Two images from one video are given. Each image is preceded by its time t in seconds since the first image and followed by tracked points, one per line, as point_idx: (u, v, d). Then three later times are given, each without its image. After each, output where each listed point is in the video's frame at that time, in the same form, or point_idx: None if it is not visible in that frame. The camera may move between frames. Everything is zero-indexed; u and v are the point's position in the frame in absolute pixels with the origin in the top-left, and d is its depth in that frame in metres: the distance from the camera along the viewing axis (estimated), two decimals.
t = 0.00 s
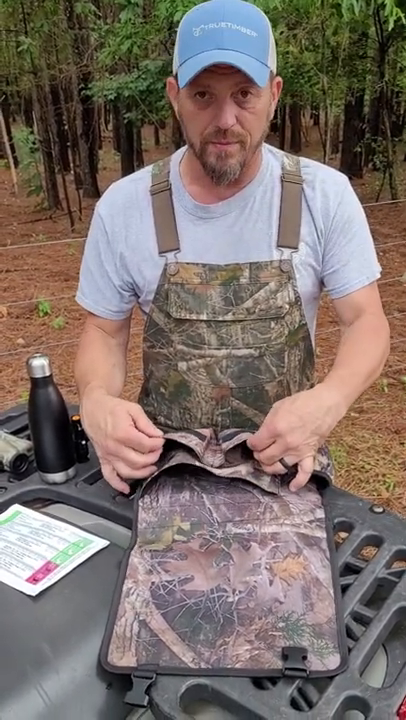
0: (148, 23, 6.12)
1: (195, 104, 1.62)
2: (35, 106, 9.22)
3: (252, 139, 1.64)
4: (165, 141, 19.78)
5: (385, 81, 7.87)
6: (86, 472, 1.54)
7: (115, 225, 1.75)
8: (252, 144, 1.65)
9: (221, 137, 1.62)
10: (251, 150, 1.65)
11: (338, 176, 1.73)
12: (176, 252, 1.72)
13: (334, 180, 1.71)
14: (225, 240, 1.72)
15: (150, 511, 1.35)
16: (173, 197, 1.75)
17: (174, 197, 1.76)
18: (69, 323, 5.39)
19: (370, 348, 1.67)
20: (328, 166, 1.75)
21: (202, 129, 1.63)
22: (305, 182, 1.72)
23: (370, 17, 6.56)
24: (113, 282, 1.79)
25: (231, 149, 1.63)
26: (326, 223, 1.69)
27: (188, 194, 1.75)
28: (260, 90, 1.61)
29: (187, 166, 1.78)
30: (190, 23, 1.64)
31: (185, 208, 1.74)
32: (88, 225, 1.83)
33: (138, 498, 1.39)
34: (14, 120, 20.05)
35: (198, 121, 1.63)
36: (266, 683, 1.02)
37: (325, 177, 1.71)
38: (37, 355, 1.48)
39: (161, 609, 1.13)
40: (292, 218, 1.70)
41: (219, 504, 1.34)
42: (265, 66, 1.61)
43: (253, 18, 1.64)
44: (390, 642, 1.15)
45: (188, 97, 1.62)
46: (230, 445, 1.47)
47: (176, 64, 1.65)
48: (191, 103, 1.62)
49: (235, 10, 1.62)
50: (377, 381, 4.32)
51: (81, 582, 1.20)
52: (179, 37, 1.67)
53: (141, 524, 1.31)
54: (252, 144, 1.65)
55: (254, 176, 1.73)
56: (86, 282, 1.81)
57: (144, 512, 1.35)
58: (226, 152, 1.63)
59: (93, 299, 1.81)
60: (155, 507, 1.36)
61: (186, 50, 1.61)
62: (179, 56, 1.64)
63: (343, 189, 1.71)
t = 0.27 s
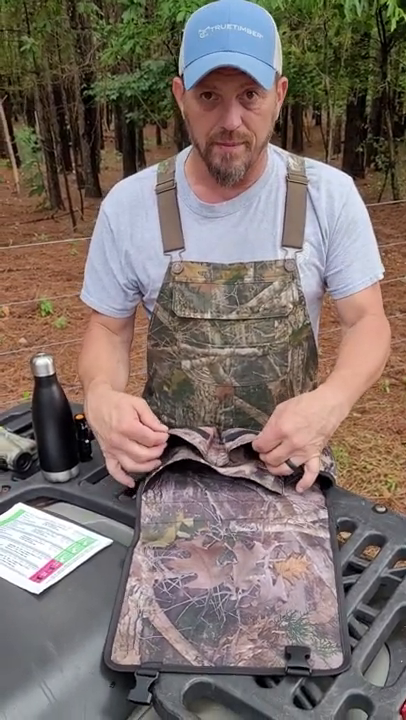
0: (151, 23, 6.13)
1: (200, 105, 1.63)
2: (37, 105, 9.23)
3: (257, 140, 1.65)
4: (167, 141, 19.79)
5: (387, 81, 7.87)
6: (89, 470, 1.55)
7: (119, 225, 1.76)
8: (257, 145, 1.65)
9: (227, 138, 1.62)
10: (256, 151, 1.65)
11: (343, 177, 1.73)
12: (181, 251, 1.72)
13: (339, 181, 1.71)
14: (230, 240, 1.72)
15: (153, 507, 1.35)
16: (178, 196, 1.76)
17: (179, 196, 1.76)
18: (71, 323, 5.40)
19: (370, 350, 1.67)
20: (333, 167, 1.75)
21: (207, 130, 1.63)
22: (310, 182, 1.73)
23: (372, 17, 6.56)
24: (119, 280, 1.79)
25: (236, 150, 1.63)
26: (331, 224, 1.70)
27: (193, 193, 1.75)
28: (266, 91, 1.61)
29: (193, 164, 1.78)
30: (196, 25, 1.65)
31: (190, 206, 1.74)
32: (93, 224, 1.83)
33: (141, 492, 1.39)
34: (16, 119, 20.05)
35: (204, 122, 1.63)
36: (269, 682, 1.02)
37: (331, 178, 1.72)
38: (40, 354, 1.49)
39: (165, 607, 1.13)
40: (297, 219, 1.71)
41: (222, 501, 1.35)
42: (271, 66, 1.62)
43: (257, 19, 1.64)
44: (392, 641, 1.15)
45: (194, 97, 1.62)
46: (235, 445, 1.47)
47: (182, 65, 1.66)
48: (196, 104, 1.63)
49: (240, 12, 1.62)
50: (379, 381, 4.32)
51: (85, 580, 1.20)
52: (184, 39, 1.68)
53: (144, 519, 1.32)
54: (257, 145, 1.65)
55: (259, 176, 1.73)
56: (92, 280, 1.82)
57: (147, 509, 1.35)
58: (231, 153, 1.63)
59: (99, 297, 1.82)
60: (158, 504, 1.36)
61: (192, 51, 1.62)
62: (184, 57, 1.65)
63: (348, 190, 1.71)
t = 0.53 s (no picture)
0: (151, 22, 6.12)
1: (202, 104, 1.63)
2: (37, 105, 9.22)
3: (259, 140, 1.65)
4: (167, 140, 19.79)
5: (388, 81, 7.86)
6: (90, 469, 1.55)
7: (120, 224, 1.76)
8: (259, 144, 1.65)
9: (228, 137, 1.62)
10: (258, 151, 1.65)
11: (344, 176, 1.73)
12: (182, 251, 1.72)
13: (339, 180, 1.71)
14: (231, 239, 1.73)
15: (154, 508, 1.35)
16: (179, 195, 1.76)
17: (180, 195, 1.76)
18: (72, 323, 5.39)
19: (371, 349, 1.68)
20: (334, 167, 1.75)
21: (208, 129, 1.63)
22: (310, 181, 1.73)
23: (373, 16, 6.55)
24: (119, 280, 1.79)
25: (238, 149, 1.63)
26: (331, 223, 1.70)
27: (194, 192, 1.75)
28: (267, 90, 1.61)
29: (193, 163, 1.78)
30: (197, 24, 1.65)
31: (191, 205, 1.75)
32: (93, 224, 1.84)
33: (142, 495, 1.39)
34: (16, 119, 20.06)
35: (205, 121, 1.63)
36: (271, 679, 1.02)
37: (331, 177, 1.72)
38: (42, 353, 1.50)
39: (166, 605, 1.14)
40: (298, 218, 1.70)
41: (223, 501, 1.35)
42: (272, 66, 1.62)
43: (259, 18, 1.64)
44: (393, 639, 1.15)
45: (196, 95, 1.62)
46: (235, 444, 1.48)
47: (183, 64, 1.66)
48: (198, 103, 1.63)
49: (241, 12, 1.62)
50: (380, 380, 4.32)
51: (86, 578, 1.21)
52: (186, 39, 1.68)
53: (145, 521, 1.32)
54: (259, 144, 1.65)
55: (260, 176, 1.73)
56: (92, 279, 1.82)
57: (149, 509, 1.35)
58: (233, 152, 1.64)
59: (99, 296, 1.82)
60: (159, 505, 1.36)
61: (194, 50, 1.62)
62: (186, 55, 1.65)
63: (349, 189, 1.71)
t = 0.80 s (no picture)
0: (153, 23, 6.13)
1: (193, 127, 1.61)
2: (38, 106, 9.23)
3: (253, 154, 1.63)
4: (168, 141, 19.81)
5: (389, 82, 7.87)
6: (91, 469, 1.55)
7: (120, 225, 1.76)
8: (254, 157, 1.64)
9: (221, 157, 1.61)
10: (253, 163, 1.65)
11: (342, 176, 1.73)
12: (181, 252, 1.73)
13: (338, 181, 1.71)
14: (230, 242, 1.73)
15: (155, 514, 1.35)
16: (178, 197, 1.76)
17: (179, 197, 1.76)
18: (72, 323, 5.40)
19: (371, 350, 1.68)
20: (332, 167, 1.75)
21: (200, 149, 1.62)
22: (309, 182, 1.73)
23: (374, 18, 6.56)
24: (119, 281, 1.79)
25: (231, 165, 1.63)
26: (330, 223, 1.70)
27: (193, 194, 1.75)
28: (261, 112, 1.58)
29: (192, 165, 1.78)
30: (186, 39, 1.59)
31: (189, 207, 1.75)
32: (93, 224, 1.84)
33: (144, 504, 1.39)
34: (18, 119, 20.08)
35: (198, 142, 1.62)
36: (271, 679, 1.02)
37: (330, 178, 1.71)
38: (43, 354, 1.50)
39: (166, 605, 1.14)
40: (297, 219, 1.71)
41: (223, 504, 1.35)
42: (264, 88, 1.58)
43: (251, 29, 1.56)
44: (393, 638, 1.16)
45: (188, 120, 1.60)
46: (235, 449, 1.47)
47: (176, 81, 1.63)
48: (190, 126, 1.61)
49: (237, 31, 1.54)
50: (380, 381, 4.32)
51: (86, 578, 1.21)
52: (179, 48, 1.62)
53: (146, 526, 1.32)
54: (254, 157, 1.64)
55: (259, 176, 1.72)
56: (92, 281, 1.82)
57: (149, 515, 1.35)
58: (227, 168, 1.63)
59: (99, 299, 1.83)
60: (160, 510, 1.36)
61: (185, 73, 1.59)
62: (178, 75, 1.62)
63: (347, 189, 1.71)
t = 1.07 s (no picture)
0: (153, 24, 6.14)
1: (189, 133, 1.62)
2: (39, 107, 9.24)
3: (249, 159, 1.64)
4: (168, 141, 19.82)
5: (389, 83, 7.87)
6: (91, 470, 1.55)
7: (121, 225, 1.76)
8: (249, 163, 1.65)
9: (218, 163, 1.62)
10: (248, 168, 1.65)
11: (338, 176, 1.73)
12: (181, 254, 1.73)
13: (334, 182, 1.71)
14: (229, 243, 1.73)
15: (155, 517, 1.35)
16: (177, 199, 1.75)
17: (178, 198, 1.75)
18: (73, 323, 5.41)
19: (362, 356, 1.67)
20: (330, 167, 1.74)
21: (197, 153, 1.62)
22: (305, 182, 1.73)
23: (374, 18, 6.56)
24: (121, 281, 1.79)
25: (227, 171, 1.64)
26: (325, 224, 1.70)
27: (192, 195, 1.74)
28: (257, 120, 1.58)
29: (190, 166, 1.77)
30: (182, 46, 1.58)
31: (188, 208, 1.74)
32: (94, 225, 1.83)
33: (143, 507, 1.39)
34: (18, 120, 20.10)
35: (195, 146, 1.62)
36: (271, 681, 1.02)
37: (327, 179, 1.71)
38: (43, 355, 1.50)
39: (165, 606, 1.14)
40: (293, 219, 1.70)
41: (223, 507, 1.36)
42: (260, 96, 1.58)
43: (247, 36, 1.55)
44: (393, 639, 1.16)
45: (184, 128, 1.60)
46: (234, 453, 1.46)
47: (173, 86, 1.64)
48: (186, 131, 1.61)
49: (232, 37, 1.53)
50: (381, 382, 4.32)
51: (87, 580, 1.21)
52: (176, 53, 1.62)
53: (146, 529, 1.32)
54: (250, 163, 1.64)
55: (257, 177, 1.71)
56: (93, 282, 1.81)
57: (149, 518, 1.35)
58: (223, 173, 1.64)
59: (103, 301, 1.80)
60: (160, 513, 1.37)
61: (181, 79, 1.59)
62: (175, 80, 1.62)
63: (343, 189, 1.71)
